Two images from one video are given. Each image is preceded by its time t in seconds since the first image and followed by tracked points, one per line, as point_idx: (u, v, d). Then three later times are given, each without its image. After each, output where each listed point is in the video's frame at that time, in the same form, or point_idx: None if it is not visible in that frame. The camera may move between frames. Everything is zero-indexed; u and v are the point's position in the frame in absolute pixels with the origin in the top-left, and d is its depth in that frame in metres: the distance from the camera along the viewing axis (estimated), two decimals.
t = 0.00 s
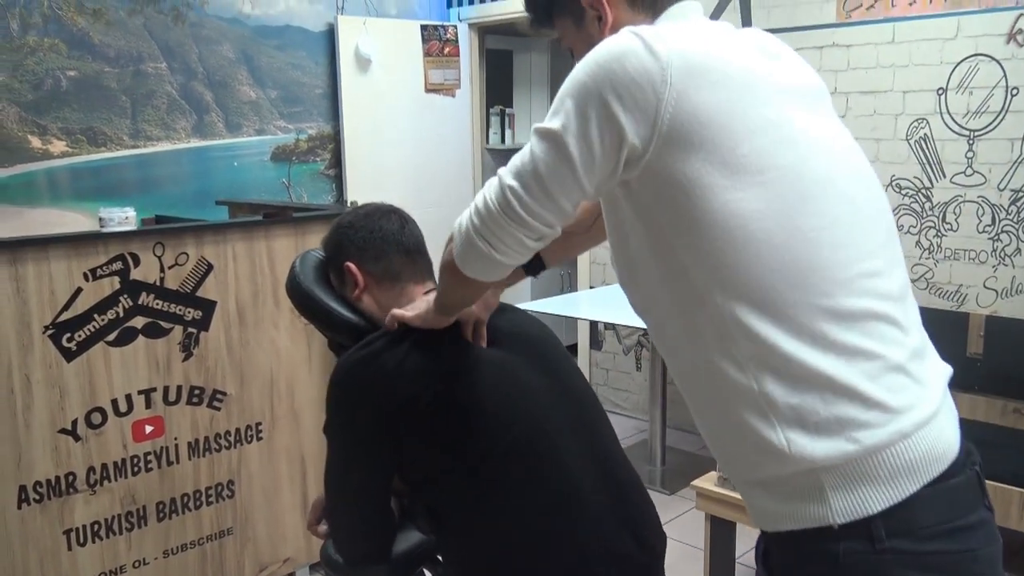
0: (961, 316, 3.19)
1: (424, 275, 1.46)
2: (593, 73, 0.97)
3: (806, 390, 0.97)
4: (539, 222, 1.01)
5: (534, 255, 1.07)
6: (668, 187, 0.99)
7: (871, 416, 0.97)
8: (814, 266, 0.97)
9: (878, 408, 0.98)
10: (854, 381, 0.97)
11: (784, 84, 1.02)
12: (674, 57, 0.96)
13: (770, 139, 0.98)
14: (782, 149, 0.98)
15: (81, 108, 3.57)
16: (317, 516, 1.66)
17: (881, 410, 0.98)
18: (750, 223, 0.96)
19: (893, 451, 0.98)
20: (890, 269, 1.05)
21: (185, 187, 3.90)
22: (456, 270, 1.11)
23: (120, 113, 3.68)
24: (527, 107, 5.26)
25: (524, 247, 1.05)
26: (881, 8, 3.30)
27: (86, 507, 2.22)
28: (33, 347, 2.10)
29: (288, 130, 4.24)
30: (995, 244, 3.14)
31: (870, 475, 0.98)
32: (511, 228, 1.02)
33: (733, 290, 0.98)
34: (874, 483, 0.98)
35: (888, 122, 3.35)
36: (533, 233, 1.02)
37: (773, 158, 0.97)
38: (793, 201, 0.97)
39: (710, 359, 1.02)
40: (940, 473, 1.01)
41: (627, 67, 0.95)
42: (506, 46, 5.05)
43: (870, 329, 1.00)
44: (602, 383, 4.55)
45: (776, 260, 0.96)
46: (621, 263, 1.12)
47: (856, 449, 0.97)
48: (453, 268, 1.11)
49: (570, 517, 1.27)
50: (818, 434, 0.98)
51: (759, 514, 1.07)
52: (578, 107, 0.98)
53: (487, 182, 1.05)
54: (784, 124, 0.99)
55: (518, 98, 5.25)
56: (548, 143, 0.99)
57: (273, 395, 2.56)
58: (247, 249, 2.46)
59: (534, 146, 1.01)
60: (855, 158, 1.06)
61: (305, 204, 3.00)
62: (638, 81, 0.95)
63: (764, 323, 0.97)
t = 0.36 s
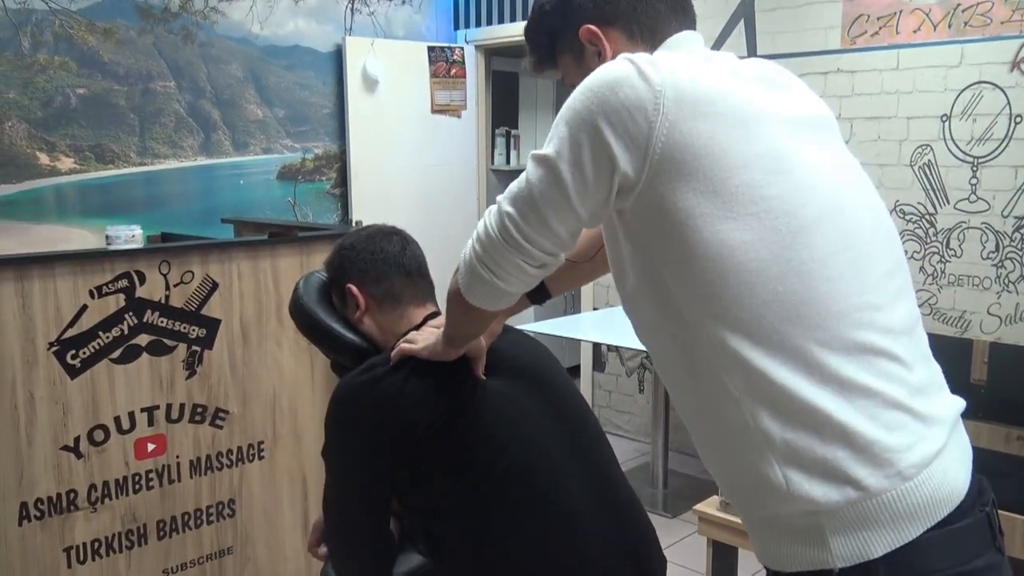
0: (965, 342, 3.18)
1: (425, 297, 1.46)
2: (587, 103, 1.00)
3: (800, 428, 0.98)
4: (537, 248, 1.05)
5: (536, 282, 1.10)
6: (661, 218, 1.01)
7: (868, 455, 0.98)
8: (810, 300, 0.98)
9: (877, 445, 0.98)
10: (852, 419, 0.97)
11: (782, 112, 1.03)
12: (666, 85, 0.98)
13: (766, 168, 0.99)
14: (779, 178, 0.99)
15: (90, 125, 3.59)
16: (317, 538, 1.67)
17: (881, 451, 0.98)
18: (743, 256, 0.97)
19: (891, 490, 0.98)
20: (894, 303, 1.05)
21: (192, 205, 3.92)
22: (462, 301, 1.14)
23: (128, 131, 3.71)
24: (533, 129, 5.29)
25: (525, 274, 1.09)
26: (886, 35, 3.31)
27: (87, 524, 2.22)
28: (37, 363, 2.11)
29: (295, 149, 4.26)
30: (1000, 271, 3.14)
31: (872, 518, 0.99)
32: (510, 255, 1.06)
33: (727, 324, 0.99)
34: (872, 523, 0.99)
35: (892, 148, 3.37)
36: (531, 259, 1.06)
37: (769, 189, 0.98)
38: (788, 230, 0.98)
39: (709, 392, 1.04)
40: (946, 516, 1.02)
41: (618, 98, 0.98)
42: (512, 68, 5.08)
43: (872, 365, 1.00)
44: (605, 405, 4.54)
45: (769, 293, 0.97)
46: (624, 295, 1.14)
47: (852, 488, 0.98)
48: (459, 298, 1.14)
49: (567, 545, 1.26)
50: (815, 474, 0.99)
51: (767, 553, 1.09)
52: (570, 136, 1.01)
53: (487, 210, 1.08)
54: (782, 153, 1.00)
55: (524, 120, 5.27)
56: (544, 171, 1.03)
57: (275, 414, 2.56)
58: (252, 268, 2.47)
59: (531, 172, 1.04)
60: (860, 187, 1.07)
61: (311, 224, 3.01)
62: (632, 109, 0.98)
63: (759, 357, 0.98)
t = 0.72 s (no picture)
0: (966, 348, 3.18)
1: (424, 303, 1.46)
2: (581, 112, 1.01)
3: (793, 442, 0.98)
4: (529, 258, 1.07)
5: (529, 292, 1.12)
6: (656, 227, 1.02)
7: (864, 471, 0.97)
8: (805, 312, 0.97)
9: (873, 463, 0.97)
10: (847, 434, 0.97)
11: (782, 121, 1.03)
12: (659, 93, 0.99)
13: (761, 177, 0.99)
14: (776, 188, 0.99)
15: (91, 134, 3.60)
16: (316, 547, 1.66)
17: (878, 470, 0.97)
18: (736, 267, 0.98)
19: (887, 509, 0.97)
20: (897, 316, 1.05)
21: (193, 214, 3.93)
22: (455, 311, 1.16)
23: (129, 140, 3.71)
24: (533, 137, 5.29)
25: (516, 285, 1.10)
26: (884, 43, 3.31)
27: (87, 534, 2.21)
28: (37, 372, 2.11)
29: (295, 158, 4.27)
30: (1000, 277, 3.14)
31: (865, 535, 0.98)
32: (502, 264, 1.07)
33: (720, 335, 1.00)
34: (869, 542, 0.98)
35: (892, 155, 3.37)
36: (521, 268, 1.07)
37: (764, 199, 0.99)
38: (783, 239, 0.98)
39: (704, 404, 1.05)
40: (941, 535, 1.00)
41: (610, 107, 0.99)
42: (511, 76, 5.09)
43: (871, 380, 0.99)
44: (605, 413, 4.53)
45: (762, 305, 0.98)
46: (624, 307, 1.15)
47: (846, 504, 0.97)
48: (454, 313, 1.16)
49: (569, 561, 1.25)
50: (809, 490, 0.98)
51: (763, 566, 1.08)
52: (562, 146, 1.02)
53: (479, 222, 1.10)
54: (780, 162, 1.00)
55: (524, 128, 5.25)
56: (535, 181, 1.04)
57: (276, 423, 2.56)
58: (252, 277, 2.47)
59: (523, 181, 1.05)
60: (862, 195, 1.07)
61: (311, 232, 3.01)
62: (625, 117, 0.99)
63: (753, 370, 0.98)
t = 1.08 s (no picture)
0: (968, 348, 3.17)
1: (426, 302, 1.45)
2: (614, 123, 1.00)
3: (829, 468, 0.94)
4: (565, 274, 1.05)
5: (569, 311, 1.10)
6: (694, 238, 0.99)
7: (897, 501, 0.93)
8: (848, 328, 0.93)
9: (908, 492, 0.93)
10: (882, 461, 0.92)
11: (826, 127, 0.99)
12: (692, 100, 0.96)
13: (805, 185, 0.95)
14: (821, 196, 0.95)
15: (92, 138, 3.60)
16: (319, 548, 1.66)
17: (913, 500, 0.93)
18: (775, 280, 0.94)
19: (921, 540, 0.93)
20: (948, 334, 0.98)
21: (194, 217, 3.93)
22: (493, 330, 1.15)
23: (130, 143, 3.72)
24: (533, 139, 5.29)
25: (554, 303, 1.08)
26: (885, 43, 3.31)
27: (88, 537, 2.21)
28: (39, 375, 2.11)
29: (296, 161, 4.28)
30: (1002, 278, 3.14)
31: (894, 566, 0.94)
32: (538, 281, 1.06)
33: (757, 354, 0.96)
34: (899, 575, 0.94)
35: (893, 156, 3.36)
36: (558, 285, 1.06)
37: (806, 209, 0.95)
38: (827, 249, 0.94)
39: (738, 425, 1.01)
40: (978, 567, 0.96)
41: (642, 115, 0.97)
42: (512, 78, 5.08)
43: (913, 404, 0.94)
44: (607, 415, 4.53)
45: (803, 318, 0.94)
46: (660, 321, 1.11)
47: (875, 534, 0.93)
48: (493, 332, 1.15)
49: (572, 562, 1.25)
50: (839, 519, 0.95)
51: None
52: (595, 158, 1.01)
53: (516, 239, 1.09)
54: (825, 169, 0.96)
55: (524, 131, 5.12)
56: (569, 195, 1.03)
57: (277, 425, 2.55)
58: (253, 279, 2.47)
59: (556, 196, 1.04)
60: (912, 203, 1.01)
61: (313, 235, 3.01)
62: (657, 127, 0.97)
63: (789, 390, 0.95)
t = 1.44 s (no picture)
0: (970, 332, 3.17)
1: (424, 288, 1.45)
2: (646, 123, 0.99)
3: (887, 457, 0.95)
4: (604, 282, 1.04)
5: (609, 321, 1.09)
6: (742, 228, 0.99)
7: (958, 494, 0.94)
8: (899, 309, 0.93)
9: (966, 483, 0.94)
10: (941, 452, 0.93)
11: (861, 110, 0.99)
12: (727, 94, 0.97)
13: (848, 170, 0.96)
14: (864, 178, 0.96)
15: (91, 128, 3.60)
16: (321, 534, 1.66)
17: (972, 493, 0.94)
18: (828, 265, 0.94)
19: (981, 533, 0.94)
20: (997, 318, 0.99)
21: (194, 207, 3.92)
22: (530, 345, 1.12)
23: (129, 134, 3.71)
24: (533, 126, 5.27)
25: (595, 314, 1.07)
26: (886, 27, 3.29)
27: (92, 525, 2.22)
28: (41, 364, 2.11)
29: (296, 151, 4.27)
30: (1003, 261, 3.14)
31: (949, 559, 0.95)
32: (578, 292, 1.05)
33: (810, 347, 0.96)
34: (954, 566, 0.95)
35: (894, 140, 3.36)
36: (600, 295, 1.05)
37: (851, 195, 0.95)
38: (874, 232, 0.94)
39: (792, 420, 1.00)
40: None
41: (680, 111, 0.97)
42: (511, 66, 5.06)
43: (972, 393, 0.95)
44: (609, 402, 4.53)
45: (857, 301, 0.94)
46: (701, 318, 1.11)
47: (932, 527, 0.94)
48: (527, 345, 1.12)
49: (573, 544, 1.26)
50: (896, 511, 0.95)
51: None
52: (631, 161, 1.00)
53: (552, 251, 1.08)
54: (865, 153, 0.97)
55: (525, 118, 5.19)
56: (605, 201, 1.02)
57: (279, 413, 2.56)
58: (253, 268, 2.46)
59: (590, 205, 1.04)
60: (952, 184, 1.02)
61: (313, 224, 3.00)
62: (695, 121, 0.97)
63: (846, 377, 0.94)
